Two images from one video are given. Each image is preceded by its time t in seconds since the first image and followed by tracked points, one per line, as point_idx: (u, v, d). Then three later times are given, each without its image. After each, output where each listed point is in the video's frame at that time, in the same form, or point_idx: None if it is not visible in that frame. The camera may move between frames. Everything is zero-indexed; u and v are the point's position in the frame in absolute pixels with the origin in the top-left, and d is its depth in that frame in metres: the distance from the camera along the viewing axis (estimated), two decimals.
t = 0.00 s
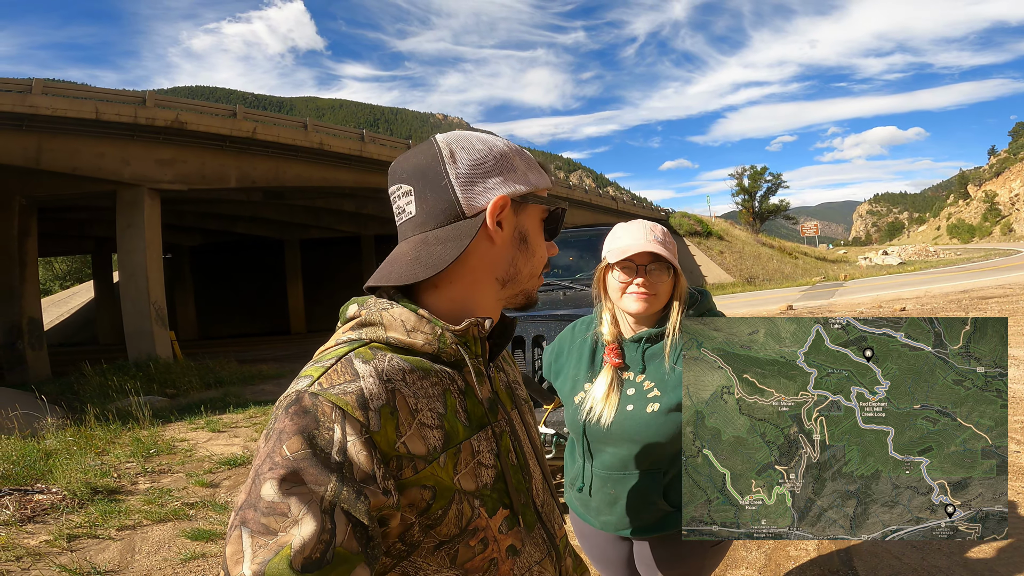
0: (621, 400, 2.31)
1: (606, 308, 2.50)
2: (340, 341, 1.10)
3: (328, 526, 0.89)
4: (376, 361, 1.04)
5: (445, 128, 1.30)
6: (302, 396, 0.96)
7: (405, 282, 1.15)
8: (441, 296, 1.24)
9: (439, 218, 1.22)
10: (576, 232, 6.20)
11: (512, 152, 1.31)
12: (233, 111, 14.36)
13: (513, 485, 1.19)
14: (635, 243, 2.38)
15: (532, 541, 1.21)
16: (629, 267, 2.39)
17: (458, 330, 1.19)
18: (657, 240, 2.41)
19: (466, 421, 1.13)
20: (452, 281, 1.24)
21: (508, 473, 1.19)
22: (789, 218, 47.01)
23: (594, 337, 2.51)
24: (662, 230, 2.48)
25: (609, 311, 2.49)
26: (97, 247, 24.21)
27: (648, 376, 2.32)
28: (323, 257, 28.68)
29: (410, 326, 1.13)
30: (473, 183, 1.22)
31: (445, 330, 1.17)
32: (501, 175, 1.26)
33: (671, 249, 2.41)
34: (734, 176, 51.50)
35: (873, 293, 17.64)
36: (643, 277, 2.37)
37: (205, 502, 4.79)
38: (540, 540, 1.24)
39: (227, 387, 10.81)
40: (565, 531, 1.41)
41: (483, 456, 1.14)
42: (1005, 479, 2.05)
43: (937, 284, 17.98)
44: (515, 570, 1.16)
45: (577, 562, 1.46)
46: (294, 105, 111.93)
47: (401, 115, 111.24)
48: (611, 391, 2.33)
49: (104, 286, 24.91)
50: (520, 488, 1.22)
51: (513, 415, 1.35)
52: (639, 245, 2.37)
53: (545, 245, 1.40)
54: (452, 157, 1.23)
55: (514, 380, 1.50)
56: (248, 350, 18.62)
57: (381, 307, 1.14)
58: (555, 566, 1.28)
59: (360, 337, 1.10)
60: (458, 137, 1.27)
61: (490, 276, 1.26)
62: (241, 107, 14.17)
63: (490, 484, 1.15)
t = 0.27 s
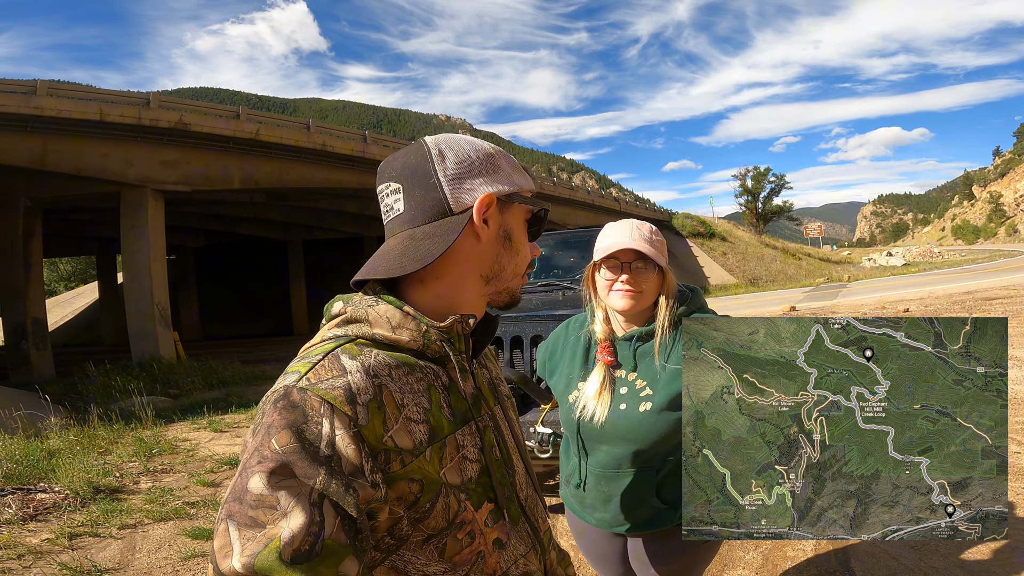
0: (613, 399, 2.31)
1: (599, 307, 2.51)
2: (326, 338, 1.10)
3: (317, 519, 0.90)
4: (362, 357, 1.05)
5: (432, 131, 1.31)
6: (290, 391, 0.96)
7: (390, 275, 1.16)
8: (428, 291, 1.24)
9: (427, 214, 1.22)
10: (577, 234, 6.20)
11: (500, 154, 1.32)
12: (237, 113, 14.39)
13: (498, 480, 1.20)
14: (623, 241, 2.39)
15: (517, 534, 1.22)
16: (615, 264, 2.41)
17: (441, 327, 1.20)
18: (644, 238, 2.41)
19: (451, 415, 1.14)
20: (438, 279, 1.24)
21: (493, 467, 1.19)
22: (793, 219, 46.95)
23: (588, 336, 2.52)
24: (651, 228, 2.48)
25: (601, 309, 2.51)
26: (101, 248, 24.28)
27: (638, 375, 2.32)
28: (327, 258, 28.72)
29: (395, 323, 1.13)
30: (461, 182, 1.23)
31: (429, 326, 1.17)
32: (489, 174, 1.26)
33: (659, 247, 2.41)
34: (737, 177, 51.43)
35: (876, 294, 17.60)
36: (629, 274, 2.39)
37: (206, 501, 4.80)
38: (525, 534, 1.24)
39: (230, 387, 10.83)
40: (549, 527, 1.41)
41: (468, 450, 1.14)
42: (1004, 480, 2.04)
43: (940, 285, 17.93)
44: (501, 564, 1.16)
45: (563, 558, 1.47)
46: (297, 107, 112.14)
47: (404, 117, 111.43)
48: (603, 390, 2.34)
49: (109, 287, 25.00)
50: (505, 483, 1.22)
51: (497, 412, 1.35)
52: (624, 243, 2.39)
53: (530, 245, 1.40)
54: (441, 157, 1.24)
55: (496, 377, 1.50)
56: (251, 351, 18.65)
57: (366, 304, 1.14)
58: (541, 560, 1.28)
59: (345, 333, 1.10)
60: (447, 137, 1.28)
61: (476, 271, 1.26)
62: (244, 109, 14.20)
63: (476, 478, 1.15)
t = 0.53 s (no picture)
0: (611, 402, 2.31)
1: (593, 311, 2.51)
2: (318, 343, 1.10)
3: (310, 527, 0.89)
4: (355, 363, 1.04)
5: (422, 136, 1.31)
6: (282, 399, 0.95)
7: (381, 279, 1.15)
8: (420, 296, 1.24)
9: (418, 219, 1.21)
10: (578, 234, 6.19)
11: (489, 158, 1.31)
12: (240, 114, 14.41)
13: (491, 486, 1.19)
14: (615, 246, 2.37)
15: (511, 541, 1.21)
16: (606, 269, 2.40)
17: (435, 333, 1.19)
18: (635, 242, 2.39)
19: (444, 422, 1.14)
20: (430, 284, 1.23)
21: (486, 472, 1.19)
22: (796, 219, 46.85)
23: (584, 339, 2.52)
24: (644, 230, 2.45)
25: (597, 312, 2.50)
26: (105, 249, 24.34)
27: (636, 378, 2.31)
28: (330, 259, 28.75)
29: (387, 329, 1.13)
30: (450, 184, 1.22)
31: (422, 333, 1.16)
32: (478, 177, 1.26)
33: (651, 251, 2.38)
34: (741, 177, 51.33)
35: (880, 294, 17.53)
36: (620, 278, 2.38)
37: (208, 502, 4.80)
38: (519, 540, 1.23)
39: (233, 388, 10.84)
40: (543, 533, 1.40)
41: (462, 456, 1.14)
42: (1005, 480, 2.03)
43: (944, 285, 17.86)
44: (495, 570, 1.16)
45: (557, 562, 1.46)
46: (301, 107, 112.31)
47: (407, 117, 111.50)
48: (599, 392, 2.33)
49: (113, 287, 25.07)
50: (498, 488, 1.22)
51: (489, 417, 1.35)
52: (615, 248, 2.37)
53: (522, 249, 1.39)
54: (429, 161, 1.23)
55: (489, 383, 1.50)
56: (255, 351, 18.66)
57: (358, 310, 1.14)
58: (534, 565, 1.27)
59: (337, 339, 1.10)
60: (435, 142, 1.28)
61: (466, 276, 1.26)
62: (247, 110, 14.22)
63: (469, 485, 1.15)
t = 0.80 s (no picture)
0: (611, 402, 2.31)
1: (593, 311, 2.50)
2: (318, 343, 1.10)
3: (312, 526, 0.89)
4: (356, 363, 1.05)
5: (421, 136, 1.31)
6: (283, 398, 0.95)
7: (380, 279, 1.15)
8: (420, 296, 1.24)
9: (417, 219, 1.21)
10: (581, 234, 6.18)
11: (487, 158, 1.31)
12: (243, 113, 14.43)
13: (491, 484, 1.19)
14: (614, 248, 2.37)
15: (511, 539, 1.21)
16: (605, 272, 2.40)
17: (434, 333, 1.19)
18: (634, 244, 2.38)
19: (444, 421, 1.14)
20: (429, 284, 1.24)
21: (486, 471, 1.19)
22: (800, 218, 46.74)
23: (585, 338, 2.52)
24: (643, 231, 2.45)
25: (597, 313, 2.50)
26: (110, 249, 24.41)
27: (637, 377, 2.31)
28: (333, 259, 28.78)
29: (387, 329, 1.13)
30: (448, 184, 1.22)
31: (422, 332, 1.17)
32: (476, 178, 1.26)
33: (649, 253, 2.38)
34: (744, 176, 51.23)
35: (884, 294, 17.48)
36: (618, 281, 2.38)
37: (211, 501, 4.81)
38: (519, 538, 1.23)
39: (236, 388, 10.86)
40: (543, 531, 1.40)
41: (462, 455, 1.15)
42: (1005, 480, 2.02)
43: (949, 285, 17.80)
44: (496, 569, 1.16)
45: (556, 561, 1.46)
46: (304, 107, 112.47)
47: (410, 117, 111.57)
48: (599, 391, 2.33)
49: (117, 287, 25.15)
50: (498, 487, 1.22)
51: (490, 417, 1.35)
52: (613, 251, 2.37)
53: (521, 248, 1.39)
54: (428, 161, 1.23)
55: (488, 382, 1.50)
56: (258, 351, 18.69)
57: (358, 309, 1.14)
58: (534, 564, 1.27)
59: (338, 339, 1.10)
60: (434, 142, 1.28)
61: (466, 276, 1.26)
62: (251, 110, 14.24)
63: (469, 483, 1.15)
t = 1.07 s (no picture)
0: (612, 403, 2.30)
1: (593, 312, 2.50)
2: (313, 345, 1.10)
3: (304, 527, 0.89)
4: (350, 364, 1.04)
5: (417, 138, 1.30)
6: (276, 399, 0.95)
7: (377, 284, 1.15)
8: (416, 300, 1.24)
9: (413, 223, 1.21)
10: (582, 234, 6.18)
11: (483, 160, 1.31)
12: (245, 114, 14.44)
13: (487, 486, 1.19)
14: (614, 250, 2.37)
15: (507, 541, 1.21)
16: (605, 273, 2.40)
17: (430, 335, 1.19)
18: (634, 245, 2.38)
19: (439, 423, 1.14)
20: (425, 287, 1.23)
21: (482, 474, 1.19)
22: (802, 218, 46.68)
23: (585, 339, 2.51)
24: (643, 232, 2.44)
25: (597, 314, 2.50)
26: (112, 249, 24.46)
27: (637, 379, 2.30)
28: (335, 259, 28.81)
29: (383, 330, 1.12)
30: (445, 188, 1.22)
31: (418, 334, 1.16)
32: (472, 180, 1.26)
33: (650, 254, 2.37)
34: (746, 176, 51.16)
35: (886, 294, 17.44)
36: (618, 283, 2.38)
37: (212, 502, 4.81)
38: (515, 540, 1.23)
39: (238, 389, 10.87)
40: (540, 533, 1.40)
41: (457, 457, 1.14)
42: (1005, 480, 2.01)
43: (951, 285, 17.76)
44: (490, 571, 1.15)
45: (553, 563, 1.46)
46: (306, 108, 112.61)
47: (412, 117, 111.67)
48: (599, 391, 2.33)
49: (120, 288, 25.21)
50: (494, 489, 1.22)
51: (486, 419, 1.35)
52: (613, 252, 2.36)
53: (518, 251, 1.39)
54: (424, 165, 1.23)
55: (485, 384, 1.50)
56: (260, 352, 18.71)
57: (354, 311, 1.13)
58: (530, 567, 1.27)
59: (333, 340, 1.10)
60: (430, 145, 1.28)
61: (462, 279, 1.26)
62: (252, 110, 14.25)
63: (464, 485, 1.14)
